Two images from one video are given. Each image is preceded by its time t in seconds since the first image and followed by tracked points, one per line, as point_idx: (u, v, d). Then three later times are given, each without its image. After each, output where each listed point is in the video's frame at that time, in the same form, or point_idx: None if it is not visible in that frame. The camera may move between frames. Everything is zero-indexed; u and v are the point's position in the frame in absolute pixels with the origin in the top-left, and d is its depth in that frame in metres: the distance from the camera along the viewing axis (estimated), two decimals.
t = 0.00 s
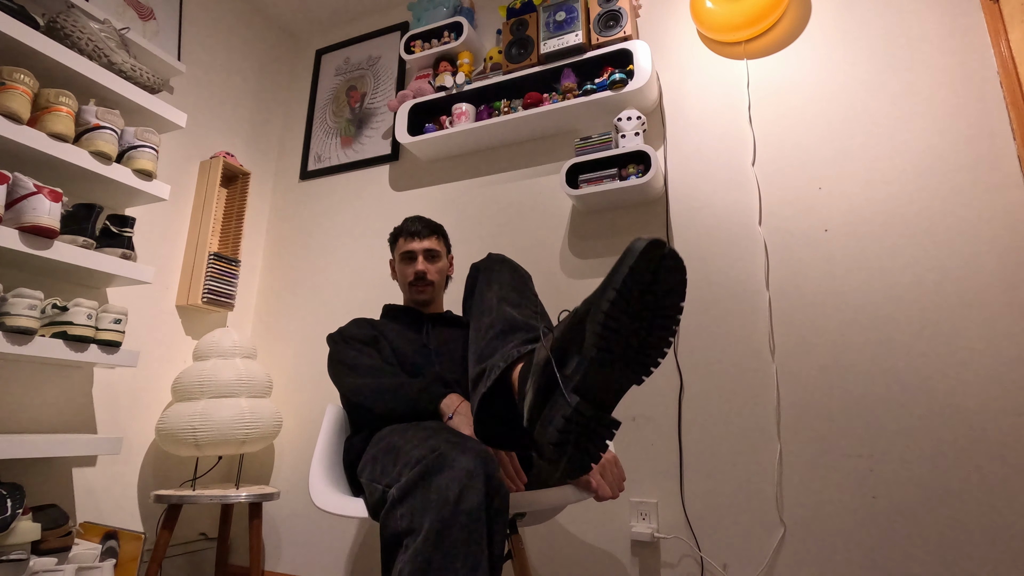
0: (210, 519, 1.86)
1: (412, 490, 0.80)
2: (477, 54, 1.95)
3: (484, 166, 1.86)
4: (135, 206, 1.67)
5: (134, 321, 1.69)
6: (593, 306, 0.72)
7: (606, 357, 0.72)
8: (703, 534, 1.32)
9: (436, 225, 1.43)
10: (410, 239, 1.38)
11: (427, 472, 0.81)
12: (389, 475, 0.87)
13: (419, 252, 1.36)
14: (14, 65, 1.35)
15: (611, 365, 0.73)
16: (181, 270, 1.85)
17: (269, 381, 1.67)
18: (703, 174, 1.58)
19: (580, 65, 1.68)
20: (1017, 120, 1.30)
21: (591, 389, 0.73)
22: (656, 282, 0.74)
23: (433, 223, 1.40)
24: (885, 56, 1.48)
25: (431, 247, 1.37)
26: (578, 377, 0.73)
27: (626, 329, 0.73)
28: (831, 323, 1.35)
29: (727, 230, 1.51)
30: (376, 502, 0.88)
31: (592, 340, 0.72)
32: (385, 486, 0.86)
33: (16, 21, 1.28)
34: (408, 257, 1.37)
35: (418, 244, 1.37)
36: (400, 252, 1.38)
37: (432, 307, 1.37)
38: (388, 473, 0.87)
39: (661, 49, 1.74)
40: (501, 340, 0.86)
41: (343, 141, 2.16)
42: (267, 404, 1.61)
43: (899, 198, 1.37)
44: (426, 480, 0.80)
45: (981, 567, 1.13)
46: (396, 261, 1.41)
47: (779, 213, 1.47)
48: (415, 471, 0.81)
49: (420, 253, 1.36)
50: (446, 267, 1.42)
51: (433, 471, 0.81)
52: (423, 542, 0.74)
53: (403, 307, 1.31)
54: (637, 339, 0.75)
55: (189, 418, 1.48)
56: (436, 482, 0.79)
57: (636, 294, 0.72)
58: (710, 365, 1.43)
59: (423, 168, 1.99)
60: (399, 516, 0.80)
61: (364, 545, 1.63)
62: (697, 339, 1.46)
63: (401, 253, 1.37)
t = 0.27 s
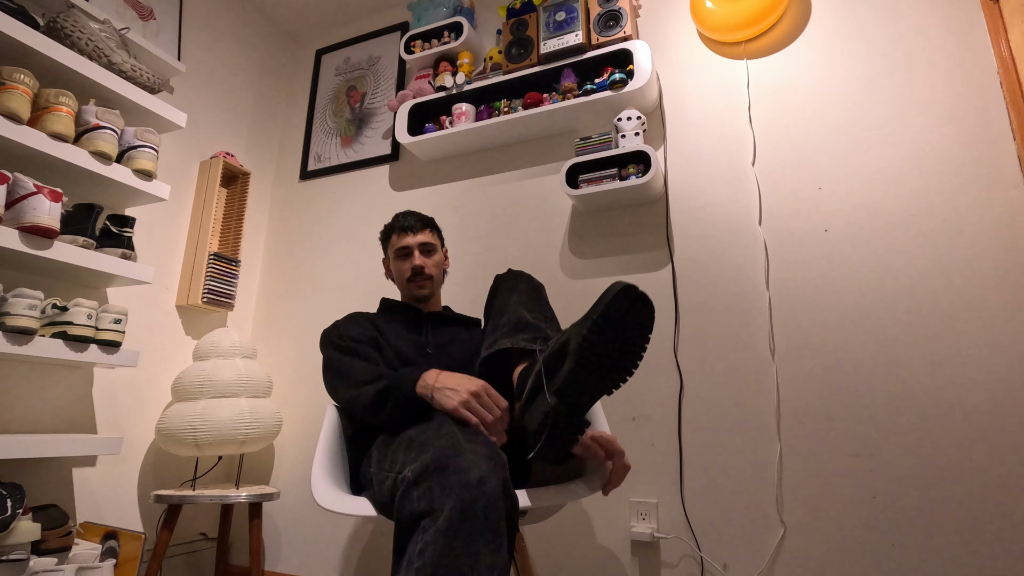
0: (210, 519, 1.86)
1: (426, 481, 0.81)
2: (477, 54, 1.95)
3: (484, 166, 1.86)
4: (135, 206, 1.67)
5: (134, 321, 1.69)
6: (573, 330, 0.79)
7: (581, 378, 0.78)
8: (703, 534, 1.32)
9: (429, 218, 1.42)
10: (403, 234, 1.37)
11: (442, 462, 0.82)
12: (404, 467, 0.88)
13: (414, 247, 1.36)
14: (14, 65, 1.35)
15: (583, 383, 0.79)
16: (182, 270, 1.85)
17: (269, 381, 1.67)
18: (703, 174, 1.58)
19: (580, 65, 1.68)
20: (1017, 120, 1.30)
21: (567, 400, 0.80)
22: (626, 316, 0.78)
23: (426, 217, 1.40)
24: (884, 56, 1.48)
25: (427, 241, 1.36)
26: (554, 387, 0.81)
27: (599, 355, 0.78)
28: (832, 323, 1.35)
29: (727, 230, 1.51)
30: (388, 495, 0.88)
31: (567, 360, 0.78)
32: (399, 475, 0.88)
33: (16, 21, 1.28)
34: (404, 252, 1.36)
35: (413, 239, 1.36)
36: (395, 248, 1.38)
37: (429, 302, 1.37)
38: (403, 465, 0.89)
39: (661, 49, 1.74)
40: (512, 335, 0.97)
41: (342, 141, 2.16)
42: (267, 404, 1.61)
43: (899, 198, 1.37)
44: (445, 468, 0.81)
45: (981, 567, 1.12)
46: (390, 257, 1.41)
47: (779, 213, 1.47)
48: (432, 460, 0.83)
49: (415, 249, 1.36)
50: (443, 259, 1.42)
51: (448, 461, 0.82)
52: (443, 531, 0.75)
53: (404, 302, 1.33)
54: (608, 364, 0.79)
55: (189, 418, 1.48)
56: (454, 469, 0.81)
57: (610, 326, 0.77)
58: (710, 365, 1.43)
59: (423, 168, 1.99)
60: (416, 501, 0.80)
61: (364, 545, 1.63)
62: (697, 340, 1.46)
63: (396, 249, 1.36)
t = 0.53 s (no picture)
0: (210, 519, 1.86)
1: (415, 474, 0.82)
2: (477, 54, 1.95)
3: (484, 166, 1.86)
4: (136, 206, 1.67)
5: (134, 321, 1.69)
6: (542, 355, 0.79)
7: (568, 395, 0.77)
8: (703, 534, 1.32)
9: (432, 221, 1.42)
10: (408, 237, 1.37)
11: (430, 454, 0.82)
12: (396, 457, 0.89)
13: (420, 250, 1.35)
14: (14, 65, 1.35)
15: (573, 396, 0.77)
16: (182, 270, 1.85)
17: (269, 381, 1.67)
18: (703, 173, 1.58)
19: (580, 65, 1.68)
20: (1016, 120, 1.30)
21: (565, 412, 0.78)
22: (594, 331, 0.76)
23: (430, 220, 1.40)
24: (884, 56, 1.48)
25: (432, 244, 1.36)
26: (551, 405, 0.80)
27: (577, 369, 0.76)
28: (831, 323, 1.36)
29: (727, 230, 1.51)
30: (383, 489, 0.89)
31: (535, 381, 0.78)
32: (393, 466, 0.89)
33: (16, 21, 1.28)
34: (409, 255, 1.35)
35: (419, 241, 1.36)
36: (400, 251, 1.37)
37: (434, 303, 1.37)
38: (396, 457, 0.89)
39: (660, 49, 1.74)
40: (534, 346, 0.97)
41: (342, 141, 2.16)
42: (267, 404, 1.61)
43: (899, 198, 1.37)
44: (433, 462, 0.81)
45: (981, 567, 1.13)
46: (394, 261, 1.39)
47: (779, 213, 1.47)
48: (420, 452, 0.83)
49: (421, 251, 1.36)
50: (445, 261, 1.42)
51: (436, 453, 0.82)
52: (436, 525, 0.75)
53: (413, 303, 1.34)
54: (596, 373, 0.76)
55: (189, 418, 1.48)
56: (441, 463, 0.81)
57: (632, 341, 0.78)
58: (710, 365, 1.43)
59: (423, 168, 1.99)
60: (407, 493, 0.81)
61: (365, 545, 1.63)
62: (697, 340, 1.46)
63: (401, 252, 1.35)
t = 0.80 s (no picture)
0: (210, 519, 1.86)
1: (396, 473, 0.84)
2: (477, 54, 1.95)
3: (484, 166, 1.86)
4: (136, 206, 1.67)
5: (134, 321, 1.69)
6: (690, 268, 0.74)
7: (700, 339, 0.73)
8: (703, 534, 1.32)
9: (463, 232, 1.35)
10: (456, 246, 1.27)
11: (410, 452, 0.84)
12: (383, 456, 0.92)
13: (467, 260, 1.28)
14: (14, 65, 1.35)
15: (706, 346, 0.73)
16: (181, 270, 1.85)
17: (269, 381, 1.67)
18: (703, 174, 1.58)
19: (580, 65, 1.68)
20: (1017, 120, 1.30)
21: (680, 373, 0.73)
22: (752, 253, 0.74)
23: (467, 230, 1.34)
24: (884, 56, 1.48)
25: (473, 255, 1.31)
26: (666, 349, 0.74)
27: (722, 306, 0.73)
28: (831, 323, 1.35)
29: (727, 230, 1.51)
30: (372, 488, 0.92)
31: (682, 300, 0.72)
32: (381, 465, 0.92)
33: (16, 21, 1.28)
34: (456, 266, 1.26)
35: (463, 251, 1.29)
36: (444, 262, 1.24)
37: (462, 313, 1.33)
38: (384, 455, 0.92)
39: (660, 49, 1.74)
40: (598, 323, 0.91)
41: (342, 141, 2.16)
42: (267, 404, 1.61)
43: (899, 198, 1.37)
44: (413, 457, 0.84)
45: (981, 567, 1.12)
46: (426, 272, 1.25)
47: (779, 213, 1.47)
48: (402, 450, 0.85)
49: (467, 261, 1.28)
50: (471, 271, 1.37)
51: (415, 450, 0.84)
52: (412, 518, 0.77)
53: (445, 314, 1.25)
54: (736, 328, 0.75)
55: (188, 418, 1.49)
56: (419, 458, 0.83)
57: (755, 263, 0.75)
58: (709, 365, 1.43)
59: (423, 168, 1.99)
60: (391, 492, 0.84)
61: (365, 545, 1.63)
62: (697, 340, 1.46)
63: (447, 262, 1.24)
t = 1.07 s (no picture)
0: (210, 519, 1.86)
1: (405, 487, 0.83)
2: (477, 54, 1.95)
3: (484, 166, 1.86)
4: (136, 207, 1.67)
5: (134, 321, 1.69)
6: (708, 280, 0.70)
7: (699, 356, 0.70)
8: (703, 534, 1.32)
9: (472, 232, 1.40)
10: (460, 243, 1.32)
11: (420, 465, 0.82)
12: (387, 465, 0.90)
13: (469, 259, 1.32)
14: (14, 65, 1.35)
15: (702, 365, 0.70)
16: (181, 270, 1.85)
17: (269, 381, 1.67)
18: (703, 174, 1.58)
19: (580, 65, 1.68)
20: (1016, 120, 1.30)
21: (667, 385, 0.71)
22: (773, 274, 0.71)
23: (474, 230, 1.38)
24: (884, 56, 1.48)
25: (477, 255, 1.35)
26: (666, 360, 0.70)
27: (728, 328, 0.71)
28: (831, 323, 1.36)
29: (727, 230, 1.51)
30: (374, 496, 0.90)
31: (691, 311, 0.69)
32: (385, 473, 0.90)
33: (16, 21, 1.28)
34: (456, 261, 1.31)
35: (466, 249, 1.32)
36: (446, 254, 1.30)
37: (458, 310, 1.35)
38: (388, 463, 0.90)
39: (661, 49, 1.74)
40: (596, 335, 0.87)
41: (342, 141, 2.16)
42: (267, 404, 1.61)
43: (899, 198, 1.37)
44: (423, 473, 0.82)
45: (981, 567, 1.13)
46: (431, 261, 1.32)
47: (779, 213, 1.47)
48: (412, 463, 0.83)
49: (469, 259, 1.32)
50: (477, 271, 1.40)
51: (425, 464, 0.82)
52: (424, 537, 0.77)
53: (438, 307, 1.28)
54: (737, 352, 0.72)
55: (188, 418, 1.48)
56: (431, 474, 0.81)
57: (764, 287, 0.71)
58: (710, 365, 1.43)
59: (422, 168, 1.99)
60: (399, 505, 0.82)
61: (365, 546, 1.63)
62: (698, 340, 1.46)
63: (449, 256, 1.29)
